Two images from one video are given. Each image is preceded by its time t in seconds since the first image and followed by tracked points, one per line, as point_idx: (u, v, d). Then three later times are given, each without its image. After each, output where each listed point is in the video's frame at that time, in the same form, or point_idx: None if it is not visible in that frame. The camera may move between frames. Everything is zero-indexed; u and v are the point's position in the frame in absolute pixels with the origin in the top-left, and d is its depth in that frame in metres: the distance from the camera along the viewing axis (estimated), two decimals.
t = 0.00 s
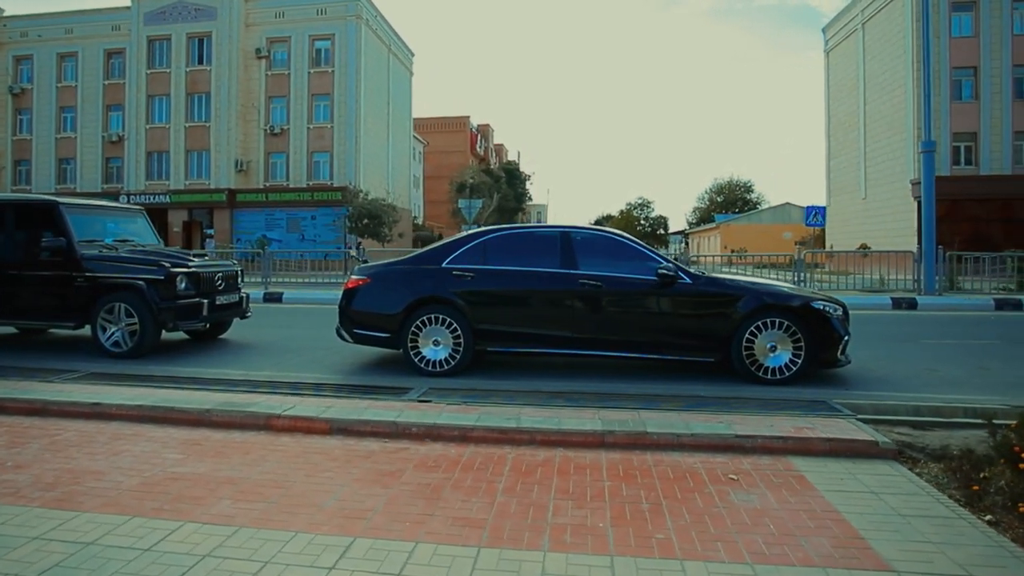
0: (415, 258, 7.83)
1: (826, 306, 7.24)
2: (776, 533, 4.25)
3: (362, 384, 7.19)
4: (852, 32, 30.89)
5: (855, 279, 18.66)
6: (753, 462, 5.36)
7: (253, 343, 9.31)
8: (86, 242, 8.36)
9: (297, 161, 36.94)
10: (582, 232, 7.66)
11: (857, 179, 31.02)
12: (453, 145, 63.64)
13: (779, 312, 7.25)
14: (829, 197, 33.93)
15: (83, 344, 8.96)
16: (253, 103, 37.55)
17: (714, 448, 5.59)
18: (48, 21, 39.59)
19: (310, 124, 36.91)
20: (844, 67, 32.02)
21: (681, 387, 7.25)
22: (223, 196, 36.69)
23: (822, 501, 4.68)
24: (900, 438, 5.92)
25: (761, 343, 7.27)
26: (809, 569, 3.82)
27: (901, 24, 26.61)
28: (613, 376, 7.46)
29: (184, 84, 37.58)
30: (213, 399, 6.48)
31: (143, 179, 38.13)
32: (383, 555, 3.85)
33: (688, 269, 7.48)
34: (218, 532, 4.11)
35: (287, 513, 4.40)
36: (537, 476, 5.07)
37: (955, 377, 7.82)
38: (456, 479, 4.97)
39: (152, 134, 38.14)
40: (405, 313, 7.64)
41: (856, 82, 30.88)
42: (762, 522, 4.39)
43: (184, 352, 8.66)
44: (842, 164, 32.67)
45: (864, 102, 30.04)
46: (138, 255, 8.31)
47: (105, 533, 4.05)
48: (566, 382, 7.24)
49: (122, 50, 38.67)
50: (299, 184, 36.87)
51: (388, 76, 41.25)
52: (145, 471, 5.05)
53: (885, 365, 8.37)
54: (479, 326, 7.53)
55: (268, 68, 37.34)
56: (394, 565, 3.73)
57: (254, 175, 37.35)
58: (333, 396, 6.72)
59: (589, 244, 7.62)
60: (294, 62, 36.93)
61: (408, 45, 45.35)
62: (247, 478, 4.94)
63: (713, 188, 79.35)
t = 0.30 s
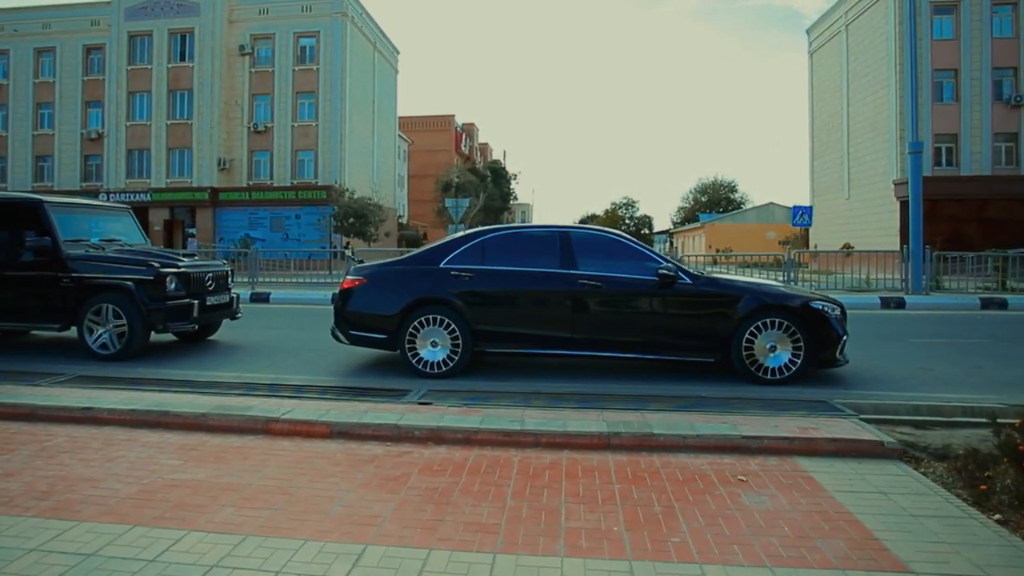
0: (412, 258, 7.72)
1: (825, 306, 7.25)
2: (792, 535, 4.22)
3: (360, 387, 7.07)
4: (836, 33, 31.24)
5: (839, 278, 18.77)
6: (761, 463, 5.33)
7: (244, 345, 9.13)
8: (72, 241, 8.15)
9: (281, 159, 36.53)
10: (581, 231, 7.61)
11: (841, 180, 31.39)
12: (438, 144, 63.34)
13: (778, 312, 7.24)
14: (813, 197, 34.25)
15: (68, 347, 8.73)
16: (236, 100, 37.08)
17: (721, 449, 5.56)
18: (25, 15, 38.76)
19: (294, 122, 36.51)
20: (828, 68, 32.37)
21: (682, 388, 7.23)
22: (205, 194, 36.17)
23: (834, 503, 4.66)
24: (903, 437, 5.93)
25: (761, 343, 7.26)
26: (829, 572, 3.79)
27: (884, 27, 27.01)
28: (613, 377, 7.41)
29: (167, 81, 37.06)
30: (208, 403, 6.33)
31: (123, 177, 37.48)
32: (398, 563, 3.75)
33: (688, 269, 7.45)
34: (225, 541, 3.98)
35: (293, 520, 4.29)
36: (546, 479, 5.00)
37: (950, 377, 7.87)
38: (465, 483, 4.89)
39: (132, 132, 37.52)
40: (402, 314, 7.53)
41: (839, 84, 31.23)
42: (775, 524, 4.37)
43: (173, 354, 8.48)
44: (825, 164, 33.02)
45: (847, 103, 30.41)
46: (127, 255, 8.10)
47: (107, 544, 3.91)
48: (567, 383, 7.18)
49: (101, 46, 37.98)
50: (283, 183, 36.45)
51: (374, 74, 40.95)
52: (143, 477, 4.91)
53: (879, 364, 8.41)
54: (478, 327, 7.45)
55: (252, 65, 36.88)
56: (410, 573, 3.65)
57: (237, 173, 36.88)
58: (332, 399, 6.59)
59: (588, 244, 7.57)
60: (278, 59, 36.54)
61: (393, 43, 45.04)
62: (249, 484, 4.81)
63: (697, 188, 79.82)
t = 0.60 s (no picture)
0: (407, 257, 7.62)
1: (821, 305, 7.27)
2: (803, 535, 4.20)
3: (357, 388, 6.96)
4: (818, 34, 31.61)
5: (822, 278, 18.85)
6: (766, 463, 5.32)
7: (233, 346, 8.95)
8: (55, 240, 7.95)
9: (263, 156, 36.10)
10: (579, 231, 7.57)
11: (823, 179, 31.73)
12: (421, 142, 62.99)
13: (776, 311, 7.26)
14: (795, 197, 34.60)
15: (52, 348, 8.49)
16: (217, 97, 36.59)
17: (725, 449, 5.55)
18: None
19: (276, 120, 36.08)
20: (810, 69, 32.75)
21: (681, 388, 7.21)
22: (186, 192, 35.60)
23: (841, 503, 4.65)
24: (903, 435, 5.95)
25: (758, 342, 7.27)
26: (845, 571, 3.78)
27: (865, 29, 27.37)
28: (611, 377, 7.37)
29: (146, 76, 36.49)
30: (202, 406, 6.18)
31: (101, 175, 36.79)
32: (410, 569, 3.67)
33: (686, 269, 7.44)
34: (231, 548, 3.87)
35: (299, 525, 4.18)
36: (552, 481, 4.94)
37: (941, 374, 7.94)
38: (471, 486, 4.82)
39: (111, 128, 36.89)
40: (398, 314, 7.44)
41: (821, 85, 31.59)
42: (786, 525, 4.35)
43: (160, 355, 8.29)
44: (808, 164, 33.36)
45: (829, 104, 30.77)
46: (113, 254, 7.90)
47: (107, 553, 3.78)
48: (565, 383, 7.13)
49: (79, 41, 37.23)
50: (266, 181, 36.00)
51: (357, 72, 40.58)
52: (139, 483, 4.76)
53: (872, 362, 8.45)
54: (474, 327, 7.37)
55: (234, 61, 36.42)
56: None
57: (218, 171, 36.37)
58: (328, 401, 6.47)
59: (586, 243, 7.53)
60: (260, 55, 36.11)
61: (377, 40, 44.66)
62: (250, 489, 4.69)
63: (681, 187, 80.25)
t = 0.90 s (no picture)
0: (403, 257, 7.51)
1: (817, 304, 7.27)
2: (815, 535, 4.17)
3: (352, 390, 6.85)
4: (800, 35, 31.97)
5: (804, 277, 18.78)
6: (770, 463, 5.30)
7: (221, 347, 8.78)
8: (37, 240, 7.75)
9: (245, 155, 35.68)
10: (576, 230, 7.52)
11: (806, 179, 32.05)
12: (404, 140, 62.64)
13: (773, 310, 7.26)
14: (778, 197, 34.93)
15: (34, 350, 8.27)
16: (198, 94, 36.10)
17: (728, 449, 5.52)
18: None
19: (259, 117, 35.65)
20: (792, 70, 33.10)
21: (679, 388, 7.18)
22: (166, 190, 35.03)
23: (850, 502, 4.64)
24: (903, 434, 5.96)
25: (756, 342, 7.27)
26: (860, 572, 3.76)
27: (847, 30, 27.71)
28: (608, 377, 7.33)
29: (126, 73, 35.88)
30: (195, 409, 6.02)
31: (79, 173, 36.07)
32: None
33: (683, 269, 7.42)
34: (236, 557, 3.75)
35: (303, 532, 4.07)
36: (559, 483, 4.88)
37: (933, 372, 7.99)
38: (477, 489, 4.73)
39: (88, 125, 36.21)
40: (393, 314, 7.33)
41: (804, 85, 31.93)
42: (798, 525, 4.32)
43: (147, 357, 8.09)
44: (791, 164, 33.68)
45: (812, 105, 31.11)
46: (99, 253, 7.70)
47: (106, 564, 3.64)
48: (564, 383, 7.07)
49: (55, 35, 36.49)
50: (247, 179, 35.55)
51: (341, 70, 40.24)
52: (134, 489, 4.61)
53: (865, 361, 8.48)
54: (471, 327, 7.29)
55: (215, 58, 35.98)
56: None
57: (199, 170, 35.87)
58: (324, 403, 6.35)
59: (583, 242, 7.48)
60: (242, 52, 35.69)
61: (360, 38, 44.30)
62: (251, 495, 4.56)
63: (664, 187, 80.66)
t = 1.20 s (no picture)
0: (398, 256, 7.40)
1: (813, 302, 7.25)
2: (828, 536, 4.14)
3: (348, 391, 6.73)
4: (783, 36, 32.30)
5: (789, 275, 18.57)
6: (776, 463, 5.28)
7: (210, 348, 8.59)
8: (19, 238, 7.54)
9: (226, 152, 35.20)
10: (572, 229, 7.46)
11: (789, 179, 32.34)
12: (387, 139, 62.23)
13: (770, 309, 7.25)
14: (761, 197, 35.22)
15: (15, 352, 8.02)
16: (179, 91, 35.57)
17: (732, 449, 5.49)
18: None
19: (241, 114, 35.19)
20: (775, 70, 33.42)
21: (678, 387, 7.15)
22: (146, 188, 34.47)
23: (859, 502, 4.62)
24: (904, 432, 5.98)
25: (753, 341, 7.26)
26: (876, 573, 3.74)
27: (830, 31, 28.01)
28: (606, 377, 7.28)
29: (104, 68, 35.24)
30: (188, 412, 5.87)
31: (55, 170, 35.33)
32: None
33: (681, 268, 7.38)
34: (241, 566, 3.63)
35: (309, 539, 3.95)
36: (566, 485, 4.81)
37: (926, 370, 8.05)
38: (483, 493, 4.65)
39: (65, 122, 35.45)
40: (389, 314, 7.21)
41: (787, 86, 32.24)
42: (809, 525, 4.29)
43: (134, 358, 7.89)
44: (773, 164, 33.99)
45: (795, 105, 31.41)
46: (84, 251, 7.50)
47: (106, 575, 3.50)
48: (562, 384, 7.01)
49: (30, 30, 35.71)
50: (229, 177, 35.07)
51: (324, 67, 39.85)
52: (129, 497, 4.46)
53: (859, 359, 8.52)
54: (467, 328, 7.20)
55: (195, 54, 35.50)
56: None
57: (179, 167, 35.33)
58: (320, 405, 6.22)
59: (580, 241, 7.42)
60: (223, 49, 35.23)
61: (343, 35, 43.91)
62: (251, 501, 4.43)
63: (647, 186, 81.07)
